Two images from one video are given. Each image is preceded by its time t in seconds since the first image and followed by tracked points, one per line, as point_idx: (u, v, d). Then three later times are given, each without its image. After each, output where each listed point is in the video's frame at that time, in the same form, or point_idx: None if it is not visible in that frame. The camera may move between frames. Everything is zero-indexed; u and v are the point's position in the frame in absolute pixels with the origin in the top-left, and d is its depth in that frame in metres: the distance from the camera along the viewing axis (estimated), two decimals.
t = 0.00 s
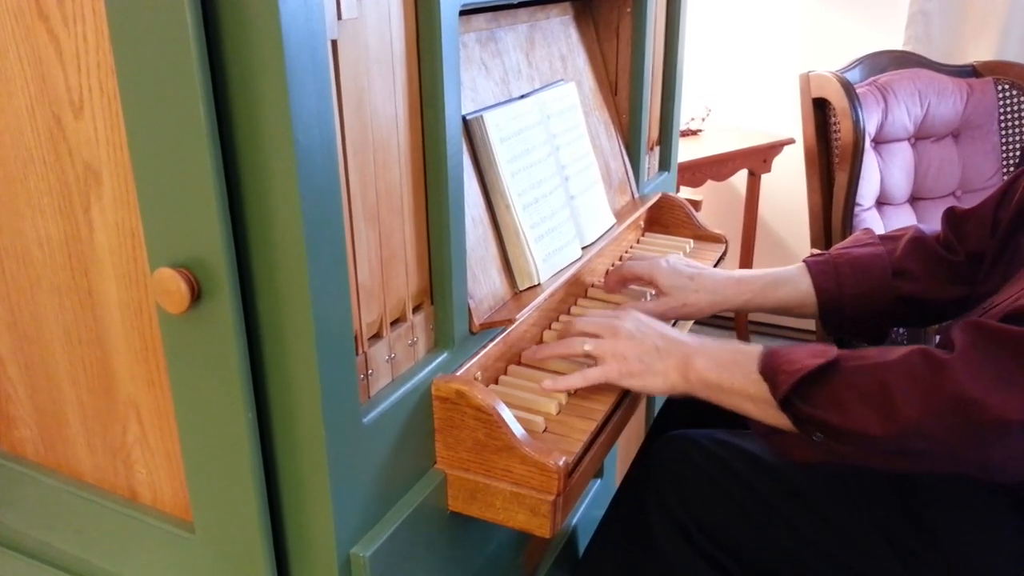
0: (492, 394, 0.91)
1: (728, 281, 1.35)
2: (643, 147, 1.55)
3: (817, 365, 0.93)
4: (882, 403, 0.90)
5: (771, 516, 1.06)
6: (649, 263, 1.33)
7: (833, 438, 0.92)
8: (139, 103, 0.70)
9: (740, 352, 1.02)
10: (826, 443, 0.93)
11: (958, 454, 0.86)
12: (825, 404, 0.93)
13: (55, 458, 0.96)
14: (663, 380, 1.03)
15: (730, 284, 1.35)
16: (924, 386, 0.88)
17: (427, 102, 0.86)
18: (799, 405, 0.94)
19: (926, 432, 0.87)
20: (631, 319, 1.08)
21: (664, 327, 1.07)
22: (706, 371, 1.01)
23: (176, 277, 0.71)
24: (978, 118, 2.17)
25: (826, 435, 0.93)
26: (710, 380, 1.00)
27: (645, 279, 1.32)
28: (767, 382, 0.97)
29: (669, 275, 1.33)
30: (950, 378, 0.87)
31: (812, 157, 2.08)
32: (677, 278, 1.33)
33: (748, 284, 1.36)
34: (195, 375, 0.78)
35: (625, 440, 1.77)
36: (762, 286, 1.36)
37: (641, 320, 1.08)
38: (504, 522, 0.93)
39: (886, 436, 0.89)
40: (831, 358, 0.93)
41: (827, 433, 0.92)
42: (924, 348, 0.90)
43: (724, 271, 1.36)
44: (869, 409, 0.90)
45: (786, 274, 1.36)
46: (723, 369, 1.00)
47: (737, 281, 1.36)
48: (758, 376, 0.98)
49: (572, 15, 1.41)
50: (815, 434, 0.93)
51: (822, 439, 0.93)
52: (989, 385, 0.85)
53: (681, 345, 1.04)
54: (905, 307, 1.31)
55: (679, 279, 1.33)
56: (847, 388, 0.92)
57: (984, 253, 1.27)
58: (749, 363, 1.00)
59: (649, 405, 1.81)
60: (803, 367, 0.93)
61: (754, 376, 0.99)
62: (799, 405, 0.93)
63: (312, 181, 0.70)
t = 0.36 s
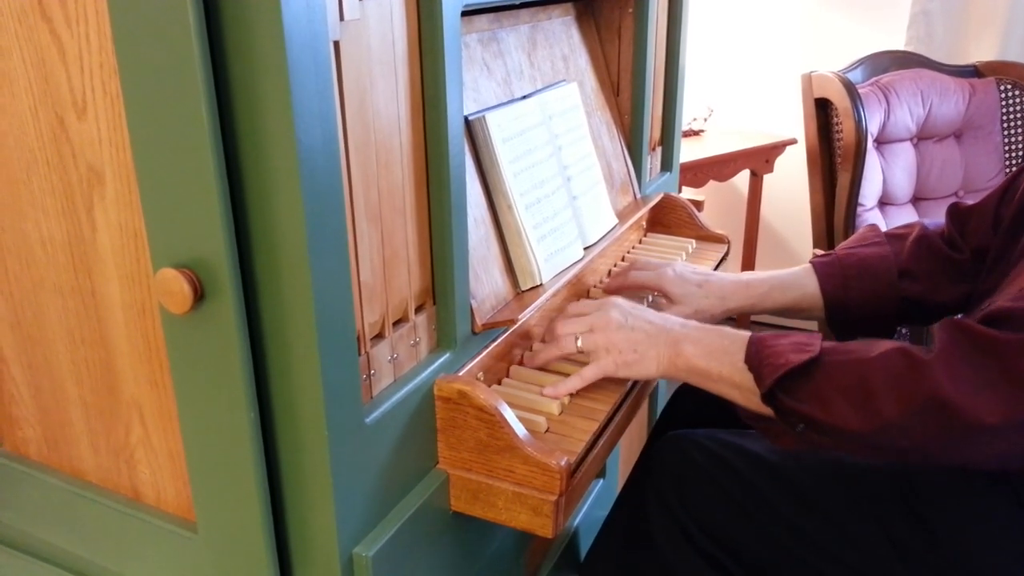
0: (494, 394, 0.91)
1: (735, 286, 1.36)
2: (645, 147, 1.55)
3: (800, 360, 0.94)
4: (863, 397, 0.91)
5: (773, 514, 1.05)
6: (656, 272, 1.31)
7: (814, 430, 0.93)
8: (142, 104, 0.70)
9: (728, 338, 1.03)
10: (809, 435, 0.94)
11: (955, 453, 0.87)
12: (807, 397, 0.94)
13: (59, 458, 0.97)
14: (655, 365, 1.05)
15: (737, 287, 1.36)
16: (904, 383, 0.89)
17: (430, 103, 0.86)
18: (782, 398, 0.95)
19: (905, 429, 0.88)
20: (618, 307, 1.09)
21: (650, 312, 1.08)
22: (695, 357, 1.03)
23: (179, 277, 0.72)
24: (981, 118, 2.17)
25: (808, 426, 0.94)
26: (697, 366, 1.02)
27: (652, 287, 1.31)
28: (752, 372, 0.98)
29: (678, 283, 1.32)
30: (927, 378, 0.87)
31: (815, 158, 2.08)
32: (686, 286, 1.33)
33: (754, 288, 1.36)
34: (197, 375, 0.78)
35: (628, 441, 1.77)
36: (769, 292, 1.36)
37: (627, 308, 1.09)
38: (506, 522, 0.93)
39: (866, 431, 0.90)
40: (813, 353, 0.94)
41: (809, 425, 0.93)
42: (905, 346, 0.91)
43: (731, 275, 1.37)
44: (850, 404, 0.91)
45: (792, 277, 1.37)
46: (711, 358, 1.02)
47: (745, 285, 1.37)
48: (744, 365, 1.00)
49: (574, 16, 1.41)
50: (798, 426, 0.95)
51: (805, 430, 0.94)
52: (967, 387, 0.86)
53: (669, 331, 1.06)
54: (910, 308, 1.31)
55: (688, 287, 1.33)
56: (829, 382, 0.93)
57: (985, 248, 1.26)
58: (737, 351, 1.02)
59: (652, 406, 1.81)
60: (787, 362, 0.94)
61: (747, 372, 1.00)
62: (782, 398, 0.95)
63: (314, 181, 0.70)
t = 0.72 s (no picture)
0: (497, 394, 0.91)
1: (743, 281, 1.35)
2: (647, 147, 1.55)
3: (801, 369, 0.94)
4: (862, 409, 0.91)
5: (773, 515, 1.05)
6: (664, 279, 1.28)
7: (811, 437, 0.94)
8: (146, 104, 0.70)
9: (730, 339, 1.04)
10: (806, 441, 0.95)
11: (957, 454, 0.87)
12: (807, 405, 0.94)
13: (62, 457, 0.97)
14: (657, 363, 1.05)
15: (746, 284, 1.35)
16: (903, 399, 0.88)
17: (432, 102, 0.86)
18: (782, 404, 0.96)
19: (900, 443, 0.88)
20: (615, 309, 1.09)
21: (647, 312, 1.09)
22: (696, 355, 1.04)
23: (182, 276, 0.72)
24: (984, 118, 2.17)
25: (805, 433, 0.94)
26: (698, 365, 1.04)
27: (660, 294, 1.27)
28: (753, 376, 0.98)
29: (687, 285, 1.29)
30: (927, 397, 0.87)
31: (816, 158, 2.08)
32: (694, 286, 1.30)
33: (761, 283, 1.35)
34: (200, 374, 0.78)
35: (629, 441, 1.77)
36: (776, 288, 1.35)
37: (625, 309, 1.09)
38: (508, 521, 0.93)
39: (861, 442, 0.90)
40: (816, 362, 0.94)
41: (806, 432, 0.94)
42: (908, 362, 0.90)
43: (741, 272, 1.35)
44: (849, 415, 0.91)
45: (800, 274, 1.35)
46: (713, 358, 1.03)
47: (754, 280, 1.36)
48: (745, 368, 1.01)
49: (576, 16, 1.41)
50: (795, 432, 0.95)
51: (801, 436, 0.95)
52: (964, 409, 0.85)
53: (669, 329, 1.06)
54: (915, 311, 1.32)
55: (696, 286, 1.30)
56: (829, 392, 0.93)
57: (985, 253, 1.27)
58: (739, 352, 1.02)
59: (653, 406, 1.81)
60: (789, 368, 0.95)
61: (748, 373, 1.00)
62: (782, 404, 0.95)
63: (317, 181, 0.70)
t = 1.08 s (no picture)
0: (496, 392, 0.91)
1: (744, 279, 1.34)
2: (646, 146, 1.55)
3: (797, 362, 0.94)
4: (857, 406, 0.91)
5: (771, 517, 1.06)
6: (664, 276, 1.28)
7: (804, 430, 0.94)
8: (145, 103, 0.70)
9: (724, 327, 1.05)
10: (799, 434, 0.95)
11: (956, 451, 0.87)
12: (801, 397, 0.94)
13: (61, 455, 0.97)
14: (653, 351, 1.06)
15: (745, 282, 1.34)
16: (898, 398, 0.89)
17: (432, 102, 0.86)
18: (776, 396, 0.96)
19: (893, 442, 0.88)
20: (607, 304, 1.09)
21: (637, 304, 1.10)
22: (690, 341, 1.04)
23: (181, 274, 0.72)
24: (982, 118, 2.17)
25: (798, 426, 0.94)
26: (692, 351, 1.04)
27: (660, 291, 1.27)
28: (749, 367, 0.99)
29: (687, 281, 1.30)
30: (921, 394, 0.87)
31: (814, 157, 2.08)
32: (694, 280, 1.30)
33: (760, 280, 1.35)
34: (199, 373, 0.78)
35: (629, 440, 1.77)
36: (777, 286, 1.35)
37: (617, 304, 1.09)
38: (508, 520, 0.93)
39: (854, 439, 0.90)
40: (813, 355, 0.94)
41: (798, 425, 0.94)
42: (904, 361, 0.90)
43: (741, 269, 1.34)
44: (843, 411, 0.91)
45: (800, 273, 1.35)
46: (708, 345, 1.03)
47: (753, 277, 1.35)
48: (741, 359, 1.01)
49: (575, 16, 1.41)
50: (788, 423, 0.95)
51: (794, 429, 0.95)
52: (956, 408, 0.86)
53: (662, 316, 1.07)
54: (913, 313, 1.32)
55: (696, 281, 1.31)
56: (825, 387, 0.93)
57: (980, 256, 1.28)
58: (734, 340, 1.03)
59: (653, 405, 1.81)
60: (786, 361, 0.95)
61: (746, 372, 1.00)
62: (776, 396, 0.95)
63: (317, 181, 0.70)
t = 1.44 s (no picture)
0: (493, 391, 0.91)
1: (738, 275, 1.36)
2: (643, 144, 1.55)
3: (793, 340, 0.95)
4: (854, 381, 0.92)
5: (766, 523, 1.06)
6: (661, 271, 1.29)
7: (800, 410, 0.95)
8: (141, 101, 0.70)
9: (716, 313, 1.06)
10: (794, 414, 0.96)
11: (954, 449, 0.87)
12: (798, 376, 0.95)
13: (57, 455, 0.96)
14: (647, 341, 1.07)
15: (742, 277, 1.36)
16: (895, 372, 0.90)
17: (429, 100, 0.86)
18: (772, 375, 0.96)
19: (891, 416, 0.90)
20: (599, 298, 1.09)
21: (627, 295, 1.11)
22: (684, 328, 1.05)
23: (178, 273, 0.72)
24: (979, 117, 2.17)
25: (794, 406, 0.95)
26: (686, 338, 1.05)
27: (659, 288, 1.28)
28: (743, 349, 0.98)
29: (684, 277, 1.31)
30: (919, 367, 0.88)
31: (812, 156, 2.08)
32: (691, 277, 1.32)
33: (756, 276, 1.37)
34: (196, 371, 0.78)
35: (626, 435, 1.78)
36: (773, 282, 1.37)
37: (609, 298, 1.10)
38: (505, 519, 0.93)
39: (852, 415, 0.92)
40: (809, 333, 0.95)
41: (794, 405, 0.95)
42: (900, 335, 0.91)
43: (737, 265, 1.36)
44: (840, 387, 0.92)
45: (796, 269, 1.37)
46: (701, 331, 1.04)
47: (750, 273, 1.37)
48: (735, 341, 1.02)
49: (572, 13, 1.41)
50: (784, 404, 0.96)
51: (790, 409, 0.96)
52: (955, 378, 0.87)
53: (653, 306, 1.08)
54: (911, 312, 1.31)
55: (693, 278, 1.32)
56: (822, 364, 0.94)
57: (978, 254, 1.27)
58: (727, 326, 1.04)
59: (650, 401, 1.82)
60: (781, 340, 0.95)
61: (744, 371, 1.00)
62: (772, 375, 0.96)
63: (315, 180, 0.70)
